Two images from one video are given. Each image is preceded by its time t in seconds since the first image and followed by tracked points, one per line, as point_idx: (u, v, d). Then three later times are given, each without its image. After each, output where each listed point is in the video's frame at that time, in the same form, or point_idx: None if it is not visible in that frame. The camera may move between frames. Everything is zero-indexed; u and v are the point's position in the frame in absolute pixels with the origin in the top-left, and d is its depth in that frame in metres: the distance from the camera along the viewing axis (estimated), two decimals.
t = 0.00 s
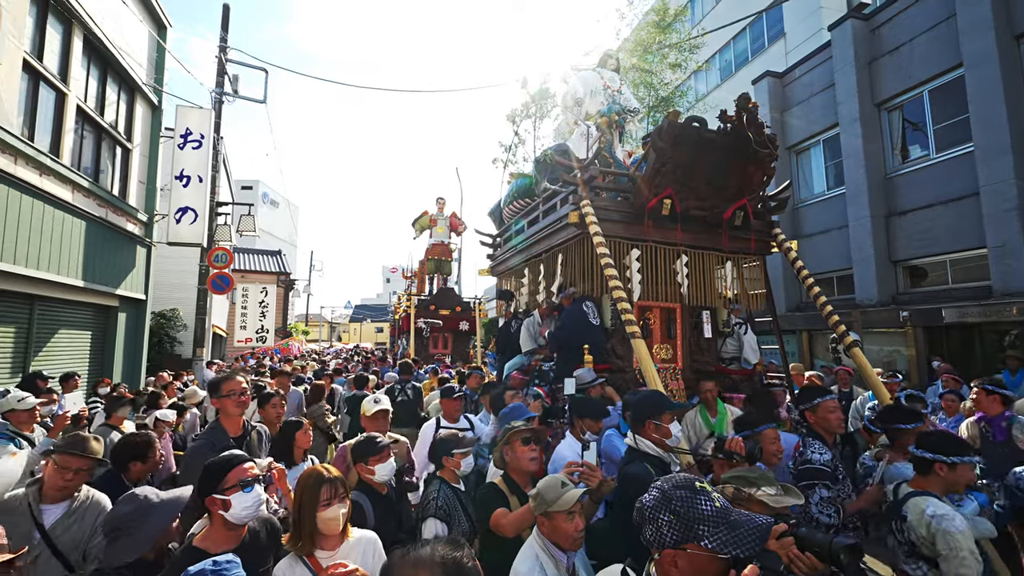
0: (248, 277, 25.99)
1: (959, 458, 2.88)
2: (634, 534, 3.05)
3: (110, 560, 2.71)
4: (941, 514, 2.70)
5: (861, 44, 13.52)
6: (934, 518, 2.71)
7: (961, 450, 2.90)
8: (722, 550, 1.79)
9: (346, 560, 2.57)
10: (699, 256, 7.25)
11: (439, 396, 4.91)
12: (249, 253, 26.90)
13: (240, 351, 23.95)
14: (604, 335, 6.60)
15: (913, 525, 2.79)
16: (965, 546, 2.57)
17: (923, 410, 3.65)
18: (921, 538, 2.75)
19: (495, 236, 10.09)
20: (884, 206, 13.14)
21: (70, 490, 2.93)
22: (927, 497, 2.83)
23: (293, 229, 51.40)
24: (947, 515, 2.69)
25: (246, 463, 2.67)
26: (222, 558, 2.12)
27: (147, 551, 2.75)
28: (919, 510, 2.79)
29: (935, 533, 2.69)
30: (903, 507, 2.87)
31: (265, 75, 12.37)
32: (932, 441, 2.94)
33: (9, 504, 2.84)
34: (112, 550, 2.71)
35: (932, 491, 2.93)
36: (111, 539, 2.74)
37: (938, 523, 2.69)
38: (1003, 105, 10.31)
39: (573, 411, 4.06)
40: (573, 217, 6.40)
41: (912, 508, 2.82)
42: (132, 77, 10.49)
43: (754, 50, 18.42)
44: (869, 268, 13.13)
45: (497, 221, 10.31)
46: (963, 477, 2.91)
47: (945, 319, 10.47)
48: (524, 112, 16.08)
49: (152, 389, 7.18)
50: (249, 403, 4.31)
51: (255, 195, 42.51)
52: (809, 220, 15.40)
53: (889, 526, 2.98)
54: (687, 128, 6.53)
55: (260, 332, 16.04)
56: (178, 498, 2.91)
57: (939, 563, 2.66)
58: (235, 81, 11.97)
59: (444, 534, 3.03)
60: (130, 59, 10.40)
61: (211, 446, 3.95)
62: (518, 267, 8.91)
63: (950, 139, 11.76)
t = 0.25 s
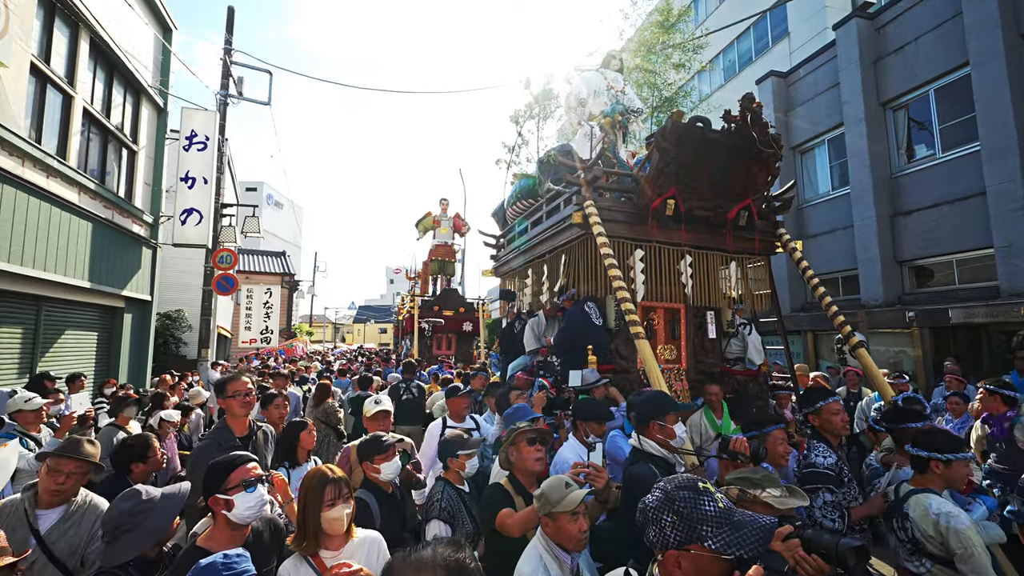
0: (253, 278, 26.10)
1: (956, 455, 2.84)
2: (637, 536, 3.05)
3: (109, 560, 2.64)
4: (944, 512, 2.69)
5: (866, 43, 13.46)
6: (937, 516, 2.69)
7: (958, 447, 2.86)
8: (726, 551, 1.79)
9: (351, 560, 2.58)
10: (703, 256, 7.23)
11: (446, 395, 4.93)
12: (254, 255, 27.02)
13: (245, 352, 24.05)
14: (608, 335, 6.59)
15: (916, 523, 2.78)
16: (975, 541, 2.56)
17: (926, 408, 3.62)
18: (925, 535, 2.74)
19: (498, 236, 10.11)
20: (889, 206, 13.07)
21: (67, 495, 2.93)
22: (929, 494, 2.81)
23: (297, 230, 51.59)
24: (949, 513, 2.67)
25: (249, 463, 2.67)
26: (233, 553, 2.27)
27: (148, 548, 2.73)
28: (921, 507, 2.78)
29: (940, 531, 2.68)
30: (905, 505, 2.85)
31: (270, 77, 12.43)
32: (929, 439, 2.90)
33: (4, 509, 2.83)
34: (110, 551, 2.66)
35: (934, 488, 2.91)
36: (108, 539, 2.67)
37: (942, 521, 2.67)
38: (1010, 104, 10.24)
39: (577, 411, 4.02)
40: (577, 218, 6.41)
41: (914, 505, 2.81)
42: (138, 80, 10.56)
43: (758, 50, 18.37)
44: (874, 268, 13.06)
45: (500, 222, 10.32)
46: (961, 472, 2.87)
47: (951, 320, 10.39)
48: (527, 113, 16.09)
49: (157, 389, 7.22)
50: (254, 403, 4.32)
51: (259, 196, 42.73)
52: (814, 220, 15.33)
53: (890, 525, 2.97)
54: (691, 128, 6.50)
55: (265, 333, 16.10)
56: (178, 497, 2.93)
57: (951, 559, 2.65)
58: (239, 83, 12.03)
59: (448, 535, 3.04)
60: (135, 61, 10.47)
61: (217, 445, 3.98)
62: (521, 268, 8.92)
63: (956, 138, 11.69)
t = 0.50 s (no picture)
0: (257, 279, 26.17)
1: (946, 451, 2.86)
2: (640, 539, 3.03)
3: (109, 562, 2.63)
4: (940, 510, 2.69)
5: (870, 43, 13.40)
6: (933, 513, 2.70)
7: (946, 443, 2.88)
8: (726, 553, 1.78)
9: (353, 560, 2.57)
10: (706, 257, 7.20)
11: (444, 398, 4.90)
12: (257, 256, 27.10)
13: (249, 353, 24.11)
14: (610, 336, 6.58)
15: (912, 520, 2.78)
16: (975, 532, 2.57)
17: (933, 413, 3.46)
18: (922, 532, 2.74)
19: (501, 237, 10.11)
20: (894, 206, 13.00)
21: (57, 502, 2.91)
22: (923, 491, 2.82)
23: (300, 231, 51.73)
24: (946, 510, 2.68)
25: (251, 464, 2.68)
26: (228, 555, 2.24)
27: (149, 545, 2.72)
28: (916, 504, 2.79)
29: (938, 528, 2.68)
30: (900, 504, 2.86)
31: (274, 79, 12.47)
32: (917, 437, 2.92)
33: None
34: (110, 549, 2.64)
35: (929, 485, 2.91)
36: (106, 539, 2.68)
37: (939, 518, 2.68)
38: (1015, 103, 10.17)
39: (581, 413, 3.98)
40: (580, 218, 6.41)
41: (909, 503, 2.82)
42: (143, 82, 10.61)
43: (762, 50, 18.32)
44: (879, 268, 12.99)
45: (503, 222, 10.31)
46: (952, 468, 2.89)
47: (957, 320, 10.31)
48: (530, 114, 16.08)
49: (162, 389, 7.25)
50: (260, 404, 4.33)
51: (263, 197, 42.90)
52: (818, 220, 15.27)
53: (887, 524, 2.96)
54: (695, 128, 6.48)
55: (268, 334, 16.14)
56: (177, 495, 2.93)
57: (954, 554, 2.64)
58: (243, 85, 12.08)
59: (450, 536, 3.04)
60: (140, 64, 10.52)
61: (222, 445, 3.99)
62: (524, 268, 8.90)
63: (961, 138, 11.62)
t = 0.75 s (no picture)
0: (260, 280, 26.24)
1: (945, 451, 2.83)
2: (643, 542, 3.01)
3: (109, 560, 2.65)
4: (938, 506, 2.68)
5: (874, 42, 13.35)
6: (931, 509, 2.69)
7: (945, 442, 2.85)
8: (726, 554, 1.77)
9: (355, 561, 2.57)
10: (709, 257, 7.17)
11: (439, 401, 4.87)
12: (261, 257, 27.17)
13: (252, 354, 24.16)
14: (613, 337, 6.57)
15: (911, 517, 2.77)
16: (974, 527, 2.55)
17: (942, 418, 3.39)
18: (921, 528, 2.72)
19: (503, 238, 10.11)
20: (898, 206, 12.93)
21: (55, 508, 2.91)
22: (921, 488, 2.81)
23: (304, 233, 51.87)
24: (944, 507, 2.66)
25: (252, 464, 2.69)
26: (216, 558, 2.16)
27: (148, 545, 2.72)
28: (914, 501, 2.78)
29: (936, 523, 2.67)
30: (899, 502, 2.85)
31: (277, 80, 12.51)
32: (915, 436, 2.92)
33: None
34: (110, 548, 2.63)
35: (930, 485, 2.89)
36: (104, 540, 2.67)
37: (937, 513, 2.67)
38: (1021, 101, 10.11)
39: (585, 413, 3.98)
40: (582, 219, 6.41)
41: (907, 500, 2.81)
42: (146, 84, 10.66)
43: (765, 50, 18.26)
44: (883, 269, 12.92)
45: (506, 223, 10.30)
46: (952, 467, 2.87)
47: (962, 320, 10.24)
48: (533, 114, 16.07)
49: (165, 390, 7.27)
50: (264, 405, 4.32)
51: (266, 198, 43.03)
52: (822, 220, 15.21)
53: (888, 522, 2.94)
54: (697, 128, 6.47)
55: (272, 335, 16.18)
56: (175, 494, 2.92)
57: (954, 549, 2.62)
58: (246, 86, 12.12)
59: (452, 537, 3.04)
60: (144, 66, 10.57)
61: (225, 446, 4.00)
62: (526, 269, 8.89)
63: (966, 137, 11.55)
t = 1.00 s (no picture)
0: (263, 280, 26.29)
1: (958, 455, 2.83)
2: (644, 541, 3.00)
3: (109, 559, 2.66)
4: (944, 515, 2.65)
5: (877, 41, 13.30)
6: (937, 517, 2.66)
7: (957, 446, 2.84)
8: (730, 555, 1.75)
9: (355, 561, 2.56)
10: (712, 257, 7.13)
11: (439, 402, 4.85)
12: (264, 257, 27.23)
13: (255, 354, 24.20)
14: (615, 337, 6.56)
15: (917, 524, 2.75)
16: (979, 539, 2.52)
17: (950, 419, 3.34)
18: (927, 536, 2.70)
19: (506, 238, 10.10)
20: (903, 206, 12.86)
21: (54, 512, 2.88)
22: (930, 495, 2.78)
23: (306, 233, 51.96)
24: (951, 515, 2.63)
25: (253, 464, 2.69)
26: (207, 565, 2.08)
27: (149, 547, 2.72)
28: (921, 508, 2.76)
29: (941, 532, 2.64)
30: (906, 508, 2.83)
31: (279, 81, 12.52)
32: (927, 440, 2.91)
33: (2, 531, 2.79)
34: (109, 550, 2.63)
35: (939, 490, 2.87)
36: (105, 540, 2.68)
37: (943, 522, 2.64)
38: None
39: (587, 412, 4.01)
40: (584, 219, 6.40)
41: (914, 507, 2.79)
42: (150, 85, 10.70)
43: (768, 49, 18.22)
44: (887, 269, 12.85)
45: (508, 223, 10.29)
46: (962, 472, 2.86)
47: (967, 321, 10.18)
48: (535, 115, 16.05)
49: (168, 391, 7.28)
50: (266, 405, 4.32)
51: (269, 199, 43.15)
52: (825, 220, 15.15)
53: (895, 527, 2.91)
54: (700, 128, 6.46)
55: (274, 335, 16.20)
56: (178, 497, 2.92)
57: (956, 558, 2.59)
58: (249, 87, 12.15)
59: (452, 538, 3.04)
60: (147, 67, 10.61)
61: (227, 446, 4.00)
62: (529, 269, 8.87)
63: (970, 136, 11.49)
